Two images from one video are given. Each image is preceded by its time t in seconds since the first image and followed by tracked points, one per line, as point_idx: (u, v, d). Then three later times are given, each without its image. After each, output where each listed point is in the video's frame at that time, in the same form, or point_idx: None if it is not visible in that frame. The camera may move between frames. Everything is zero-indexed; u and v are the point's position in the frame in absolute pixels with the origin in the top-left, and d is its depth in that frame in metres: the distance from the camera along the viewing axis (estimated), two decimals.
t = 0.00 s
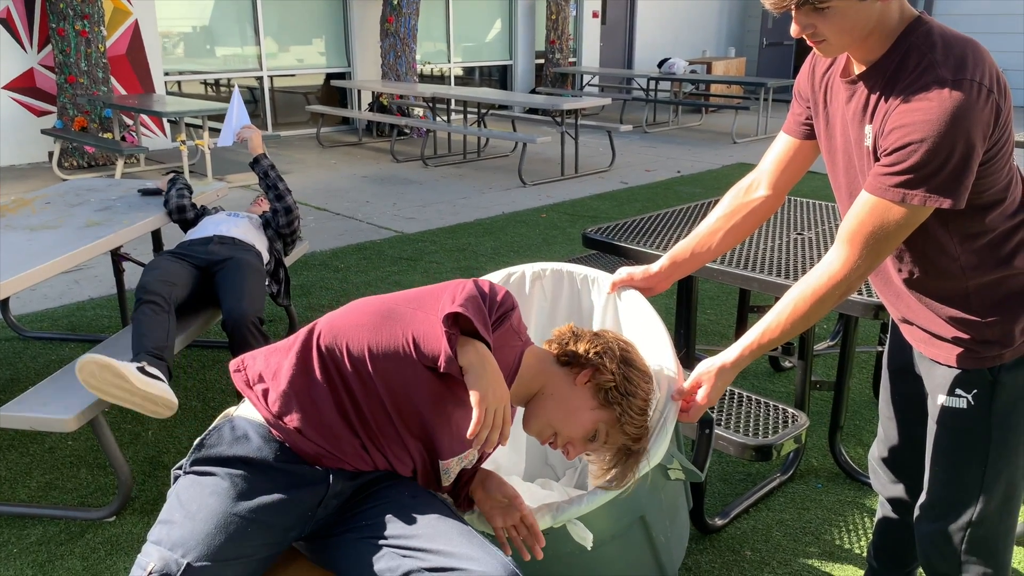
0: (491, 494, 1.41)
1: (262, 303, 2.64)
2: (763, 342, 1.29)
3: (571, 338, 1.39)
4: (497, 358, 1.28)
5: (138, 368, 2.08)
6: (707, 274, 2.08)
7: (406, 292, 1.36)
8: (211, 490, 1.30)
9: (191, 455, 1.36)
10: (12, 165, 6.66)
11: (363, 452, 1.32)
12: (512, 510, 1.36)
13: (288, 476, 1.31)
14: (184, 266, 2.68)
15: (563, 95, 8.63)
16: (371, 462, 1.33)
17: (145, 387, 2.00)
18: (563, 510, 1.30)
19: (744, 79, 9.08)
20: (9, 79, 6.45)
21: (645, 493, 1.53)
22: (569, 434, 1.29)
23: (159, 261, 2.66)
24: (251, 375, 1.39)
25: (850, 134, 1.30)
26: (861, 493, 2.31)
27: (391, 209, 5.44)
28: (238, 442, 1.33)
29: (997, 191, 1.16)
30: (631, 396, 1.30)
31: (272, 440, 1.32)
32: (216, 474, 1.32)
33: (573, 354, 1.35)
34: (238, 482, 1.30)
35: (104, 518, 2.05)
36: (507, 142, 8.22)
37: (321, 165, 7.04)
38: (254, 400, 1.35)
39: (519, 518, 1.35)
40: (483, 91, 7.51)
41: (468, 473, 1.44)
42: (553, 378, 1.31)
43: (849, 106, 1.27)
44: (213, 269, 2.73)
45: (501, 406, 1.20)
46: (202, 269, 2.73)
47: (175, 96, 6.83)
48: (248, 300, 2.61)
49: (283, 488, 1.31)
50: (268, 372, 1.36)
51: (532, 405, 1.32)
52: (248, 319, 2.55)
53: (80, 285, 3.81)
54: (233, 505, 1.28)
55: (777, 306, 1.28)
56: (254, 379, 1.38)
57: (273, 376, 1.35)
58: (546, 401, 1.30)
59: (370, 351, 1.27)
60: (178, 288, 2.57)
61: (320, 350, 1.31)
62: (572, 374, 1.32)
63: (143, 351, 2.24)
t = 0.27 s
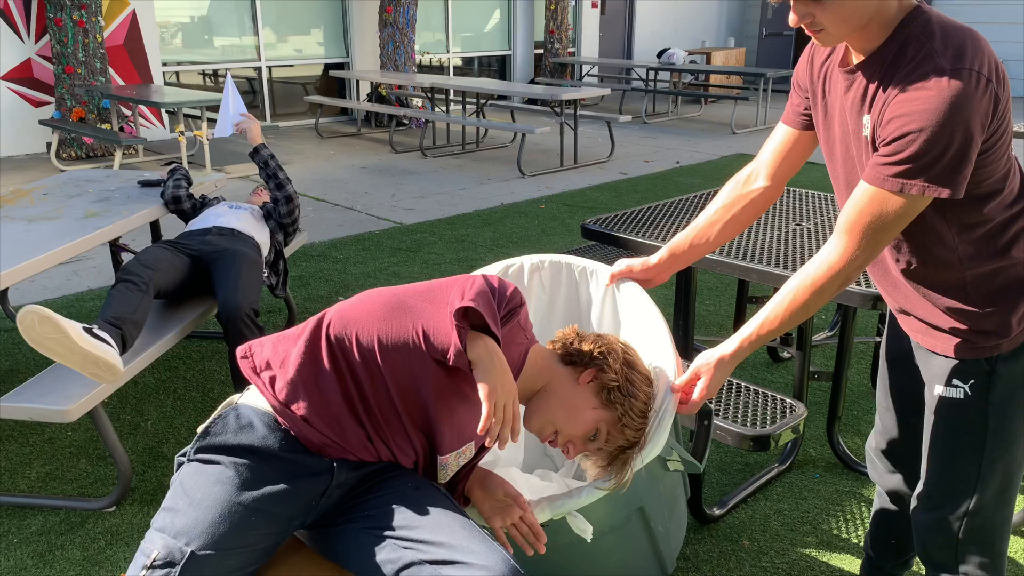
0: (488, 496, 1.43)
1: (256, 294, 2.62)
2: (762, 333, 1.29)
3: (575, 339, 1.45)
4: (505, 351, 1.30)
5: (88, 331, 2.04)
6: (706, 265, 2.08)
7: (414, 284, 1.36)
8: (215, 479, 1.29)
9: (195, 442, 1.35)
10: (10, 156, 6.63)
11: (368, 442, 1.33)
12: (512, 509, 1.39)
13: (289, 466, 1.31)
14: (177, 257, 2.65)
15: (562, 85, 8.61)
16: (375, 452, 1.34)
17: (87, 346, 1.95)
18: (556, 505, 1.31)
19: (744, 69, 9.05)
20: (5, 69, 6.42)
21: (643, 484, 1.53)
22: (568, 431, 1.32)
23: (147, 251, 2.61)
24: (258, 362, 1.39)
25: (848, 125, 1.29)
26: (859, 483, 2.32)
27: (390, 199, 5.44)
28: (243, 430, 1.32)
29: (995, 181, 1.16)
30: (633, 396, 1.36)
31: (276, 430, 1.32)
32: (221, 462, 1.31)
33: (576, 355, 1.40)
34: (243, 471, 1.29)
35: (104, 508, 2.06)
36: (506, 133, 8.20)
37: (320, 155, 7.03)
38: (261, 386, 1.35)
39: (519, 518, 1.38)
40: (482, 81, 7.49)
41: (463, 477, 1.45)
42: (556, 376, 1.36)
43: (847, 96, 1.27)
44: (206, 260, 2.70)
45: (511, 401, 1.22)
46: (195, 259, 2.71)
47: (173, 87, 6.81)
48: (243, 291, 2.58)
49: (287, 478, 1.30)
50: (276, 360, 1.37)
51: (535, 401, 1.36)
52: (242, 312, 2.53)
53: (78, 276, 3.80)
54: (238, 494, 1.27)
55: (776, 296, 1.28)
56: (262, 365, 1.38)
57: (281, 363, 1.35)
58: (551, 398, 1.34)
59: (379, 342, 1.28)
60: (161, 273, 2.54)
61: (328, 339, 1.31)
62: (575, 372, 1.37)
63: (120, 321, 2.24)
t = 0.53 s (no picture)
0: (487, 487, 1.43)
1: (240, 287, 2.56)
2: (761, 323, 1.28)
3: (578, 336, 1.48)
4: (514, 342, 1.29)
5: (46, 330, 1.94)
6: (705, 255, 2.08)
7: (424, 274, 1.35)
8: (218, 464, 1.30)
9: (200, 428, 1.36)
10: (8, 146, 6.61)
11: (372, 432, 1.33)
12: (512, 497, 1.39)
13: (292, 454, 1.31)
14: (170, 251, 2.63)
15: (561, 74, 8.57)
16: (379, 442, 1.34)
17: (48, 347, 1.87)
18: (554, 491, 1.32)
19: (744, 58, 9.02)
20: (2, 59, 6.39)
21: (642, 472, 1.54)
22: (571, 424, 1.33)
23: (142, 246, 2.61)
24: (265, 349, 1.38)
25: (847, 114, 1.29)
26: (858, 472, 2.33)
27: (389, 189, 5.43)
28: (246, 416, 1.33)
29: (995, 170, 1.16)
30: (633, 391, 1.37)
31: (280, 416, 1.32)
32: (224, 448, 1.32)
33: (581, 351, 1.43)
34: (246, 457, 1.30)
35: (104, 497, 2.06)
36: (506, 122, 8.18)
37: (319, 145, 7.01)
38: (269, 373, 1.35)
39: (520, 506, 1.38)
40: (482, 70, 7.46)
41: (463, 470, 1.45)
42: (562, 370, 1.38)
43: (846, 85, 1.26)
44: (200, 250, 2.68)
45: (524, 386, 1.20)
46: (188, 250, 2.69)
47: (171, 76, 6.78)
48: (225, 286, 2.53)
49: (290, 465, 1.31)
50: (284, 346, 1.36)
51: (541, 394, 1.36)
52: (224, 306, 2.46)
53: (78, 266, 3.80)
54: (240, 480, 1.28)
55: (776, 285, 1.28)
56: (269, 352, 1.37)
57: (289, 350, 1.34)
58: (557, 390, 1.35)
59: (389, 332, 1.27)
60: (149, 273, 2.49)
61: (338, 327, 1.30)
62: (580, 367, 1.39)
63: (90, 321, 2.16)
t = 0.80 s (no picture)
0: (486, 473, 1.43)
1: (217, 280, 2.48)
2: (760, 311, 1.29)
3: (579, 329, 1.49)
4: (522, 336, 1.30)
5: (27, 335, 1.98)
6: (705, 244, 2.08)
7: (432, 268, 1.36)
8: (221, 450, 1.30)
9: (203, 413, 1.37)
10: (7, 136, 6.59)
11: (375, 421, 1.34)
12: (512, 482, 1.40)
13: (295, 441, 1.31)
14: (161, 245, 2.62)
15: (561, 62, 8.54)
16: (382, 431, 1.35)
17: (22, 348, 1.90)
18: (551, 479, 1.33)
19: (745, 46, 8.98)
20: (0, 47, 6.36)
21: (642, 461, 1.54)
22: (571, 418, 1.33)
23: (134, 245, 2.60)
24: (271, 337, 1.39)
25: (847, 102, 1.28)
26: (857, 460, 2.33)
27: (389, 178, 5.42)
28: (249, 403, 1.34)
29: (994, 159, 1.15)
30: (633, 382, 1.38)
31: (284, 403, 1.33)
32: (226, 434, 1.33)
33: (582, 343, 1.43)
34: (248, 443, 1.30)
35: (106, 486, 2.07)
36: (506, 111, 8.15)
37: (318, 134, 6.99)
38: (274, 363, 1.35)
39: (520, 490, 1.38)
40: (482, 59, 7.43)
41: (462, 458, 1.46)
42: (563, 361, 1.38)
43: (845, 73, 1.26)
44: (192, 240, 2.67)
45: (535, 377, 1.21)
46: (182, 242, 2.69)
47: (170, 65, 6.75)
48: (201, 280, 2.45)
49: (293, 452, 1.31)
50: (290, 336, 1.37)
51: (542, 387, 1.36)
52: (199, 301, 2.39)
53: (78, 256, 3.80)
54: (243, 466, 1.28)
55: (776, 274, 1.28)
56: (275, 341, 1.38)
57: (294, 340, 1.35)
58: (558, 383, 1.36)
59: (397, 324, 1.28)
60: (142, 270, 2.47)
61: (345, 319, 1.31)
62: (581, 360, 1.40)
63: (79, 320, 2.14)
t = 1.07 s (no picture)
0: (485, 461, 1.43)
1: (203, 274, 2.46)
2: (760, 300, 1.29)
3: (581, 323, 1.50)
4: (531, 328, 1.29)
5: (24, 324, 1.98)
6: (705, 233, 2.08)
7: (442, 260, 1.36)
8: (224, 439, 1.30)
9: (206, 401, 1.36)
10: (7, 125, 6.58)
11: (378, 411, 1.34)
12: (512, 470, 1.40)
13: (297, 431, 1.31)
14: (156, 232, 2.62)
15: (562, 51, 8.51)
16: (385, 421, 1.35)
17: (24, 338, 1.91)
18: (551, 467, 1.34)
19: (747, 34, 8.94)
20: None
21: (642, 450, 1.55)
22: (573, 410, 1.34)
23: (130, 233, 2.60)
24: (280, 327, 1.39)
25: (847, 90, 1.28)
26: (856, 448, 2.34)
27: (389, 168, 5.41)
28: (253, 392, 1.33)
29: (994, 148, 1.15)
30: (633, 377, 1.39)
31: (289, 393, 1.32)
32: (231, 423, 1.32)
33: (585, 338, 1.43)
34: (252, 433, 1.30)
35: (108, 475, 2.08)
36: (506, 100, 8.13)
37: (318, 123, 6.97)
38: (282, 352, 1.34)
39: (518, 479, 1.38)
40: (482, 47, 7.40)
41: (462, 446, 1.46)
42: (566, 354, 1.38)
43: (846, 62, 1.25)
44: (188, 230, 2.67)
45: (548, 368, 1.21)
46: (178, 231, 2.69)
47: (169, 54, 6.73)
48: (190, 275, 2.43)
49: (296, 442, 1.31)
50: (298, 325, 1.36)
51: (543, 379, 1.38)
52: (187, 295, 2.37)
53: (78, 245, 3.80)
54: (246, 456, 1.28)
55: (776, 263, 1.28)
56: (283, 331, 1.37)
57: (303, 330, 1.34)
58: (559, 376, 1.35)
59: (406, 315, 1.27)
60: (136, 258, 2.47)
61: (355, 310, 1.30)
62: (582, 355, 1.40)
63: (76, 308, 2.15)
